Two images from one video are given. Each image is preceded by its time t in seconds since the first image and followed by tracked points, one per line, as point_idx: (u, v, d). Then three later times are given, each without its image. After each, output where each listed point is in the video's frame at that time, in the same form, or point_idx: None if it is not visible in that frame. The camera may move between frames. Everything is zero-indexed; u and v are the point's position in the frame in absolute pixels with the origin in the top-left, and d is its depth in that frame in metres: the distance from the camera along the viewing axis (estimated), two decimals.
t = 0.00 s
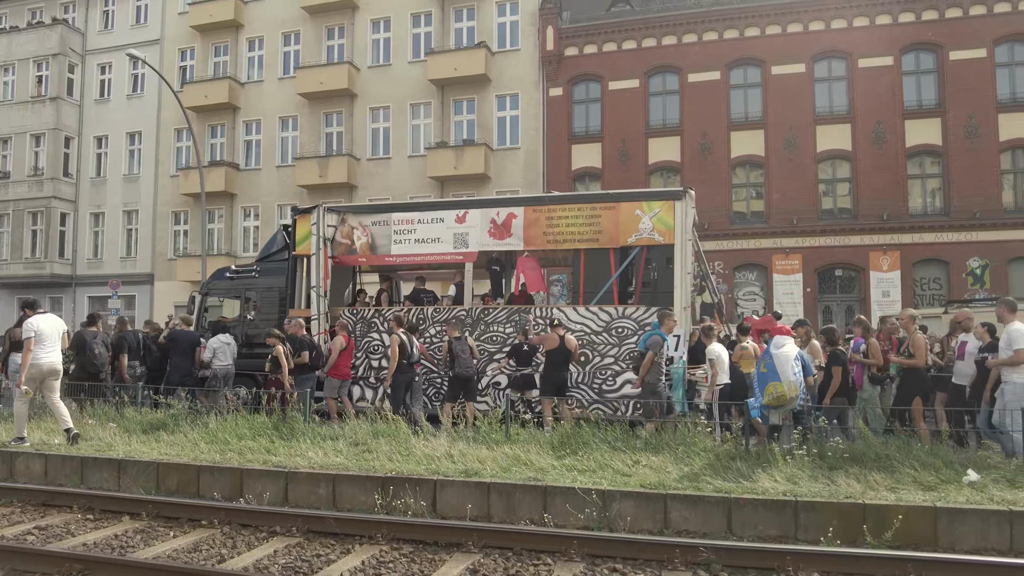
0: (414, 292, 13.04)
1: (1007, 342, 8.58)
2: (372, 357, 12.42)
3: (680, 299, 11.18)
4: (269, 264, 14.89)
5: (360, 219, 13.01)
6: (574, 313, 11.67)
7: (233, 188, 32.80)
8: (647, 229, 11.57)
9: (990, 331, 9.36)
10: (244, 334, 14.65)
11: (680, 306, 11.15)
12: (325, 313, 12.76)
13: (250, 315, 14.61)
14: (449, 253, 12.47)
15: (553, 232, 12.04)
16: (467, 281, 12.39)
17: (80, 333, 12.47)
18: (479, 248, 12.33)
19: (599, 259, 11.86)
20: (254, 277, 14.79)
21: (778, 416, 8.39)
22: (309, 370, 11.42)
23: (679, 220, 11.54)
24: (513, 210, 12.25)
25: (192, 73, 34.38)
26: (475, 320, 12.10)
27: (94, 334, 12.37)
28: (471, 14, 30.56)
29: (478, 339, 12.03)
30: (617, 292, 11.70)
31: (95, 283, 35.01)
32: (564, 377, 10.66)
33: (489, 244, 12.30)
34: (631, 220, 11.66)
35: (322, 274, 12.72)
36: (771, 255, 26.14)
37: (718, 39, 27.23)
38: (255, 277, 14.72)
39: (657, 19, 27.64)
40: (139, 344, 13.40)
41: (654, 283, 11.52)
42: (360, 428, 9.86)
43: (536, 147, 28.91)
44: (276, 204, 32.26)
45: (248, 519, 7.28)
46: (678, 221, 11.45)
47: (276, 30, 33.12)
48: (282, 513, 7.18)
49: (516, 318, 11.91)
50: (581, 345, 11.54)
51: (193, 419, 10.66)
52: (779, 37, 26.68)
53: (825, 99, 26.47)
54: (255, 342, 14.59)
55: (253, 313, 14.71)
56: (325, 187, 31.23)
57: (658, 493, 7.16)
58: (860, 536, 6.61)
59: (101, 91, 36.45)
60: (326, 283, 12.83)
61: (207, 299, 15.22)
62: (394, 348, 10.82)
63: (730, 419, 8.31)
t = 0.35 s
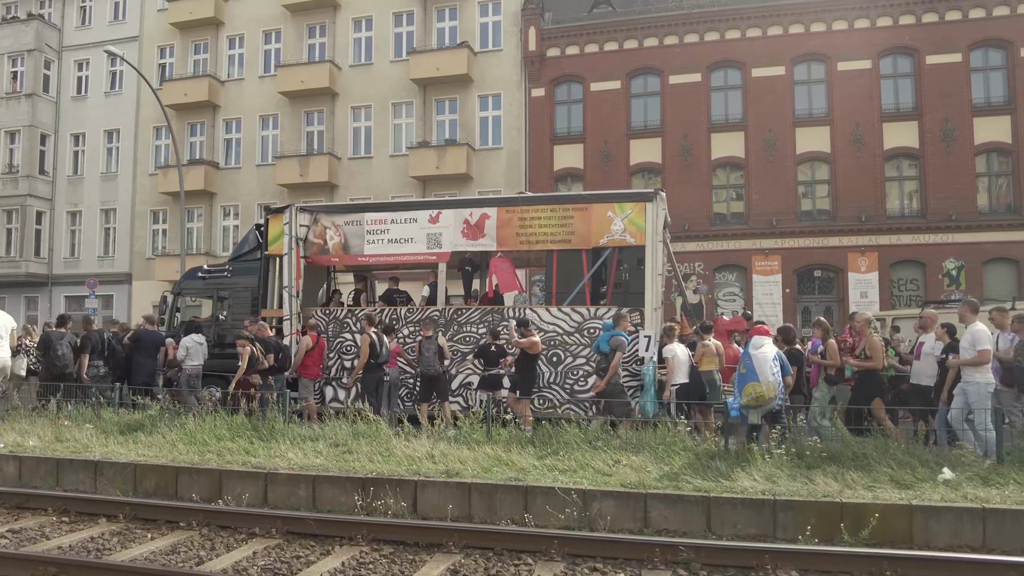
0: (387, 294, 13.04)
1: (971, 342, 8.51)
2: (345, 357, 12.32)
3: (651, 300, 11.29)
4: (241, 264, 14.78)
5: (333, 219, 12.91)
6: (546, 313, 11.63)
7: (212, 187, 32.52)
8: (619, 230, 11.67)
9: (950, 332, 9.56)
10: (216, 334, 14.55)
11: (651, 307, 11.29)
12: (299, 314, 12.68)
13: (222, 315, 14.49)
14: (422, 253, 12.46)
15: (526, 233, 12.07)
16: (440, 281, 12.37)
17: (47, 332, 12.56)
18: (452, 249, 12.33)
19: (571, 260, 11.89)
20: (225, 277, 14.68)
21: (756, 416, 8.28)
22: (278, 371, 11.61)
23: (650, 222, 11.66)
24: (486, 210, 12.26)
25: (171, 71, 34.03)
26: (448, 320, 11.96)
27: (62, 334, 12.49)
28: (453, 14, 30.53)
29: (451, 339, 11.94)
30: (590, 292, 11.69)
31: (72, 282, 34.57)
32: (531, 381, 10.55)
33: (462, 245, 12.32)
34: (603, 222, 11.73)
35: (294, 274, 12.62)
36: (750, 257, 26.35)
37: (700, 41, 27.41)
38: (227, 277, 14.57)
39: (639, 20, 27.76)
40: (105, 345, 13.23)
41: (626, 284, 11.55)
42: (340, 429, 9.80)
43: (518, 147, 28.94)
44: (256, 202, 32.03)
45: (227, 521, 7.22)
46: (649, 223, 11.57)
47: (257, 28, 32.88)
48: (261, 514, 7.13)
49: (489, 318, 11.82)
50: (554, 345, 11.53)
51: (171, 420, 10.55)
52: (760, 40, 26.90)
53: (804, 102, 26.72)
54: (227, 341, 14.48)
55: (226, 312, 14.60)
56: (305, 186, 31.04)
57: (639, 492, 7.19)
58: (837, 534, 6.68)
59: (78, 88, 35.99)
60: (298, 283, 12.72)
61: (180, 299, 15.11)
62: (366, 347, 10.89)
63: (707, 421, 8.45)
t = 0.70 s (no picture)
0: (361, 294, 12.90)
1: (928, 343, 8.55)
2: (318, 358, 12.26)
3: (624, 300, 11.37)
4: (214, 263, 14.70)
5: (307, 219, 12.83)
6: (520, 314, 11.65)
7: (193, 186, 32.23)
8: (592, 232, 11.74)
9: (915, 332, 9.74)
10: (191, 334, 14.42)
11: (624, 307, 11.36)
12: (271, 314, 12.57)
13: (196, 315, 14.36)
14: (396, 253, 12.42)
15: (500, 234, 12.08)
16: (415, 281, 12.37)
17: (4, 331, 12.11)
18: (426, 249, 12.30)
19: (545, 261, 11.91)
20: (199, 276, 14.56)
21: (736, 415, 8.32)
22: (240, 372, 11.61)
23: (623, 224, 11.75)
24: (461, 211, 12.26)
25: (151, 68, 33.68)
26: (422, 320, 11.99)
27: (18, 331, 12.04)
28: (436, 14, 30.48)
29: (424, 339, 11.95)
30: (564, 292, 11.72)
31: (49, 282, 34.13)
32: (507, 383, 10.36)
33: (436, 245, 12.30)
34: (576, 223, 11.80)
35: (268, 273, 12.55)
36: (731, 258, 26.56)
37: (682, 43, 27.59)
38: (200, 276, 14.51)
39: (623, 22, 27.87)
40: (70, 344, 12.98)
41: (599, 285, 11.61)
42: (322, 430, 9.75)
43: (501, 148, 28.93)
44: (236, 202, 31.78)
45: (206, 522, 7.17)
46: (621, 225, 11.67)
47: (238, 26, 32.65)
48: (241, 516, 7.08)
49: (462, 318, 11.84)
50: (527, 346, 11.53)
51: (150, 421, 10.45)
52: (741, 43, 27.12)
53: (785, 104, 26.95)
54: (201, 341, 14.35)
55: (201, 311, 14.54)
56: (287, 186, 30.84)
57: (620, 491, 7.22)
58: (815, 533, 6.76)
59: (56, 85, 35.54)
60: (271, 283, 12.64)
61: (151, 300, 14.91)
62: (338, 348, 10.76)
63: (685, 421, 8.55)
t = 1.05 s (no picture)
0: (336, 294, 13.00)
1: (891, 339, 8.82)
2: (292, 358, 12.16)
3: (598, 300, 11.44)
4: (188, 263, 14.77)
5: (281, 218, 12.70)
6: (496, 314, 11.67)
7: (173, 184, 31.94)
8: (567, 233, 11.73)
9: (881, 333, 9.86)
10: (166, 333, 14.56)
11: (598, 308, 11.45)
12: (245, 314, 12.48)
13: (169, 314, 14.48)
14: (371, 253, 12.37)
15: (475, 234, 12.05)
16: (390, 282, 12.30)
17: None
18: (401, 249, 12.25)
19: (520, 260, 11.88)
20: (173, 275, 14.65)
21: (718, 415, 8.44)
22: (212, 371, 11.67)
23: (598, 224, 11.77)
24: (436, 211, 12.20)
25: (131, 66, 33.32)
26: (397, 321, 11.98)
27: None
28: (419, 13, 30.41)
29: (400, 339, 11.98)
30: (538, 293, 11.72)
31: (26, 281, 33.68)
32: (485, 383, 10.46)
33: (412, 245, 12.24)
34: (551, 224, 11.80)
35: (242, 273, 12.46)
36: (713, 258, 26.76)
37: (665, 44, 27.73)
38: (174, 277, 14.59)
39: (606, 23, 27.96)
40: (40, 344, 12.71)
41: (573, 285, 11.64)
42: (304, 430, 9.69)
43: (485, 148, 28.93)
44: (218, 201, 31.55)
45: (187, 524, 7.12)
46: (596, 225, 11.68)
47: (220, 23, 32.39)
48: (222, 517, 7.04)
49: (438, 318, 11.91)
50: (502, 346, 11.55)
51: (130, 422, 10.34)
52: (724, 45, 27.32)
53: (766, 106, 27.17)
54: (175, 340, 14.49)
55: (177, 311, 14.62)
56: (269, 185, 30.64)
57: (602, 491, 7.26)
58: (795, 531, 6.82)
59: (33, 82, 35.07)
60: (246, 283, 12.51)
61: (127, 298, 15.07)
62: (299, 348, 10.72)
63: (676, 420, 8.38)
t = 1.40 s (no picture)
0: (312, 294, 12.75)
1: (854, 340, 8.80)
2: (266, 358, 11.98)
3: (572, 301, 11.42)
4: (161, 262, 14.74)
5: (255, 217, 12.61)
6: (471, 313, 11.63)
7: (154, 182, 31.65)
8: (541, 233, 11.75)
9: (842, 332, 9.93)
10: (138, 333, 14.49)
11: (573, 308, 11.41)
12: (219, 313, 12.35)
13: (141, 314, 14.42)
14: (346, 253, 12.31)
15: (450, 234, 12.03)
16: (365, 282, 12.27)
17: None
18: (376, 249, 12.21)
19: (495, 260, 11.87)
20: (146, 275, 14.63)
21: (699, 413, 8.45)
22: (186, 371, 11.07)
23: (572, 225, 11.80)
24: (412, 211, 12.16)
25: (111, 63, 32.94)
26: (372, 320, 11.92)
27: None
28: (403, 12, 30.33)
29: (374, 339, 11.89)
30: (514, 293, 11.71)
31: (3, 280, 33.21)
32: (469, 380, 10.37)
33: (387, 244, 12.20)
34: (526, 224, 11.81)
35: (216, 273, 12.31)
36: (696, 259, 26.91)
37: (648, 46, 27.86)
38: (148, 276, 14.55)
39: (589, 24, 28.03)
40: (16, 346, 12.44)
41: (549, 285, 11.62)
42: (284, 430, 9.62)
43: (468, 147, 28.90)
44: (198, 199, 31.30)
45: (166, 525, 7.06)
46: (570, 226, 11.71)
47: (202, 21, 32.13)
48: (201, 518, 6.99)
49: (413, 318, 11.77)
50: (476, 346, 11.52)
51: (108, 422, 10.23)
52: (706, 46, 27.49)
53: (748, 108, 27.36)
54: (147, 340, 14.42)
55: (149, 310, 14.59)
56: (251, 183, 30.43)
57: (584, 490, 7.28)
58: (775, 530, 6.88)
59: (10, 78, 34.60)
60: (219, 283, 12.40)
61: (98, 297, 15.01)
62: (273, 349, 10.44)
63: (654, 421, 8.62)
